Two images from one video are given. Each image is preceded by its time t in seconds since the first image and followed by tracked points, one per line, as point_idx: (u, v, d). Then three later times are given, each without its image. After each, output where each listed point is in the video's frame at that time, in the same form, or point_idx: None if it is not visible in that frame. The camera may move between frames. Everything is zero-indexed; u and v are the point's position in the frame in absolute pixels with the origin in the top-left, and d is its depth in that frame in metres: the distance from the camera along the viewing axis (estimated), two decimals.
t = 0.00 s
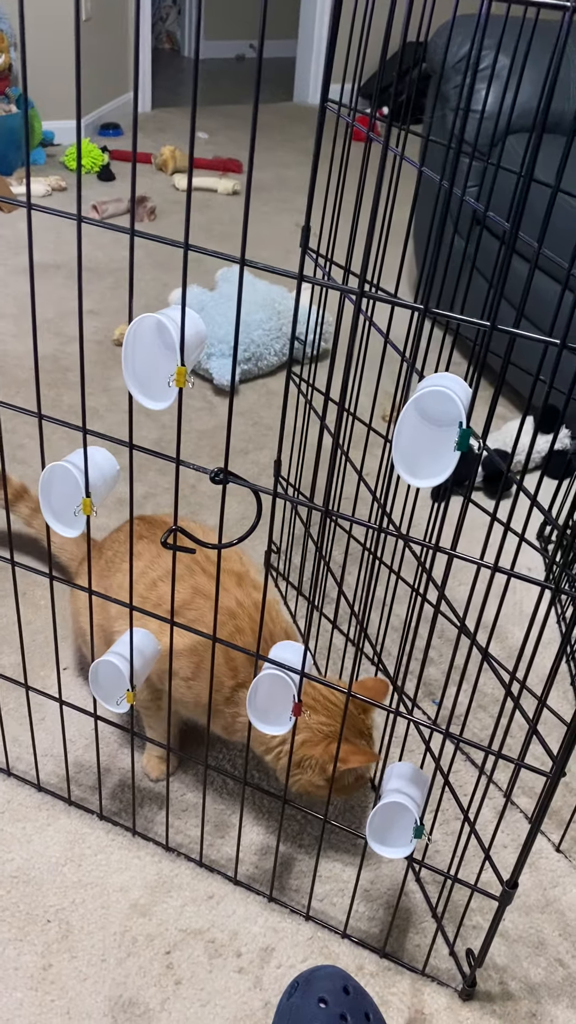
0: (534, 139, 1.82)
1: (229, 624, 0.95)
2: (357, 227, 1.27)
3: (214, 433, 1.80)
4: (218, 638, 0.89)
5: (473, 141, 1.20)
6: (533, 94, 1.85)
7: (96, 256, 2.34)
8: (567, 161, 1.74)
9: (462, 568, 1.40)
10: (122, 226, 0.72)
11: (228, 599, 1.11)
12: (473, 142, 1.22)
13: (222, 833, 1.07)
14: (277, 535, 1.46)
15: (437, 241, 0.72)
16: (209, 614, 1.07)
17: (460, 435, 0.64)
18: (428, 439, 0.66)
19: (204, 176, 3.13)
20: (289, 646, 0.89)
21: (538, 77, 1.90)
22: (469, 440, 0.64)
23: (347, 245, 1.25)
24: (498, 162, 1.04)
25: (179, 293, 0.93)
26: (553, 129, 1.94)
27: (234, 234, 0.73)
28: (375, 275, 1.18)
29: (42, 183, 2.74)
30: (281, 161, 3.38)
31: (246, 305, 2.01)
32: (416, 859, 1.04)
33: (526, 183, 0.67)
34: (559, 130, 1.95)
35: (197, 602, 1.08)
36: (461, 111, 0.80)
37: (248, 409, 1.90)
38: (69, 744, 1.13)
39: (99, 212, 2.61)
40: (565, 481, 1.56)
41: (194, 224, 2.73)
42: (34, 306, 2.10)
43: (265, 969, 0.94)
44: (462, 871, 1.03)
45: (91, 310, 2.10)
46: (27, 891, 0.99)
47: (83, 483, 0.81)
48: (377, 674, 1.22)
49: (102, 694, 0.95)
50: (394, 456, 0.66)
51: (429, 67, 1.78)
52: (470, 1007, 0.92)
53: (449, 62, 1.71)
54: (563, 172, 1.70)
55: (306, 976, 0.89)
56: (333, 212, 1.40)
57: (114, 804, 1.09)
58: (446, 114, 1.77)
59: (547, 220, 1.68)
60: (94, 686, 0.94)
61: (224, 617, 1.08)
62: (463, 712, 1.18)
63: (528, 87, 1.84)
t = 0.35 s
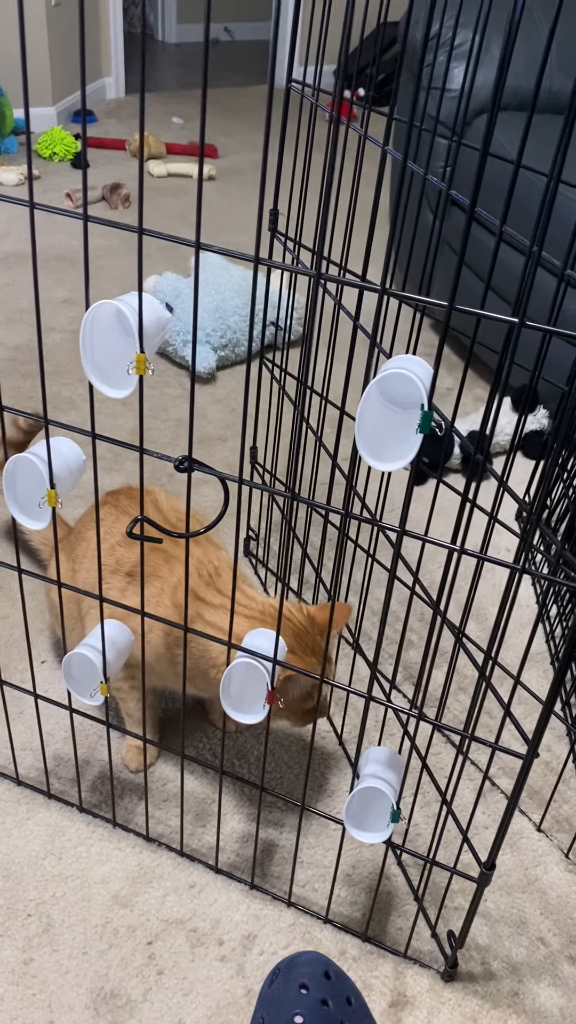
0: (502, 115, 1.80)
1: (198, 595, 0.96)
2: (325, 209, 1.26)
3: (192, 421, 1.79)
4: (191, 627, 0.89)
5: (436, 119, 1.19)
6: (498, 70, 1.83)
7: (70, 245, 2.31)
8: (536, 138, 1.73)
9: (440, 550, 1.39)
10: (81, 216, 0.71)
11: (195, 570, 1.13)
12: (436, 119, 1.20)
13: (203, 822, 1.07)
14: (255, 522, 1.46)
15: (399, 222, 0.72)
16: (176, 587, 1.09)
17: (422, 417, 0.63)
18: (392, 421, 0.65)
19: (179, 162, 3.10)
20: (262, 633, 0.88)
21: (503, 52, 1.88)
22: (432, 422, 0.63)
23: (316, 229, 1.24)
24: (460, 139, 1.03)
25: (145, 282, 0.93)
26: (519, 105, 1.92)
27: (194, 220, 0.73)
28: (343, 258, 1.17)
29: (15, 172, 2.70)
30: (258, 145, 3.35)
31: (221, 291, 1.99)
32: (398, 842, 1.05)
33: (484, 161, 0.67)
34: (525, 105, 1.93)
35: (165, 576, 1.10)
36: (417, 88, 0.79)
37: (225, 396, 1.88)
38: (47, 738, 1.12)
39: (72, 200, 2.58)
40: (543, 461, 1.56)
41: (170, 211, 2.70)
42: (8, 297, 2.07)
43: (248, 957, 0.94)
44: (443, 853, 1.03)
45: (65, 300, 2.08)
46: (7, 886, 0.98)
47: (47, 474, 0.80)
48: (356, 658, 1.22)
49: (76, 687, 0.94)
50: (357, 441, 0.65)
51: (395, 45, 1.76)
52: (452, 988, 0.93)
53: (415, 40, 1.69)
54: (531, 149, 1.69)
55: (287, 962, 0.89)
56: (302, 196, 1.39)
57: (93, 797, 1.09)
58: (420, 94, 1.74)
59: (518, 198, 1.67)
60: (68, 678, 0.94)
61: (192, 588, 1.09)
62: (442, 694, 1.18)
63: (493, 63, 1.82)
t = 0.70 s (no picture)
0: (482, 105, 1.80)
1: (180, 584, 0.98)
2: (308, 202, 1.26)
3: (179, 417, 1.79)
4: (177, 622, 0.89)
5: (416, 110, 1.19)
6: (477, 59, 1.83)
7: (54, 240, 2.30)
8: (517, 127, 1.73)
9: (429, 543, 1.40)
10: (60, 213, 0.71)
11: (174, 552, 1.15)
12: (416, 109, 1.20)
13: (194, 818, 1.07)
14: (243, 517, 1.46)
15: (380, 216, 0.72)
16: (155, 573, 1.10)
17: (404, 412, 0.63)
18: (375, 415, 0.65)
19: (163, 154, 3.08)
20: (249, 629, 0.88)
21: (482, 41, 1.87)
22: (414, 416, 0.63)
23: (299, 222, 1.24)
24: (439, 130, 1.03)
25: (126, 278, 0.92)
26: (499, 93, 1.91)
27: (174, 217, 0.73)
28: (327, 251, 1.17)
29: None
30: (242, 137, 3.34)
31: (207, 285, 1.99)
32: (388, 834, 1.05)
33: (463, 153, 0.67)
34: (504, 94, 1.92)
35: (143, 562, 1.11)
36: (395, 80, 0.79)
37: (212, 390, 1.88)
38: (37, 736, 1.12)
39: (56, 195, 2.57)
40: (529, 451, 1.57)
41: (154, 205, 2.69)
42: None
43: (240, 950, 0.94)
44: (434, 845, 1.04)
45: (50, 295, 2.07)
46: None
47: (31, 473, 0.80)
48: (345, 651, 1.22)
49: (64, 685, 0.94)
50: (340, 435, 0.65)
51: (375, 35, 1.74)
52: (444, 978, 0.93)
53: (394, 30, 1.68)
54: (513, 138, 1.69)
55: (279, 955, 0.90)
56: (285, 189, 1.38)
57: (84, 794, 1.08)
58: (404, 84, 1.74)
59: (501, 188, 1.67)
60: (56, 676, 0.93)
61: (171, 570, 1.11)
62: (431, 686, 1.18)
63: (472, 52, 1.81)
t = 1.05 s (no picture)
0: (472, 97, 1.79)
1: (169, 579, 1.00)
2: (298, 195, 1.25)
3: (172, 411, 1.78)
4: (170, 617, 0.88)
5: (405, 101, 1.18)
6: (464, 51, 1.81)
7: (45, 234, 2.29)
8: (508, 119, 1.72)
9: (423, 537, 1.40)
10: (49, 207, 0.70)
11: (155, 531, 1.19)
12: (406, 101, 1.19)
13: (189, 812, 1.07)
14: (237, 511, 1.45)
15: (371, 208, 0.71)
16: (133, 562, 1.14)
17: (396, 405, 0.63)
18: (367, 408, 0.65)
19: (154, 148, 3.07)
20: (243, 623, 0.88)
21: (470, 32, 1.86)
22: (406, 409, 0.63)
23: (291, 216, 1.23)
24: (430, 121, 1.02)
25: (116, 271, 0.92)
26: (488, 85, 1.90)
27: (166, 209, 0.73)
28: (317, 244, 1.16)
29: None
30: (233, 130, 3.33)
31: (199, 279, 1.98)
32: (384, 827, 1.05)
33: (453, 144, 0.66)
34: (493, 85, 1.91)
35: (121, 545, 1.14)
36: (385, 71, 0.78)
37: (205, 384, 1.87)
38: (31, 732, 1.12)
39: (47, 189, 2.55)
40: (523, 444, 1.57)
41: (146, 198, 2.68)
42: None
43: (236, 944, 0.94)
44: (429, 838, 1.04)
45: (41, 289, 2.06)
46: None
47: (22, 468, 0.79)
48: (340, 645, 1.22)
49: (57, 680, 0.93)
50: (332, 428, 0.65)
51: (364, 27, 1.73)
52: (440, 970, 0.94)
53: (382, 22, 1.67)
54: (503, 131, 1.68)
55: (275, 949, 0.90)
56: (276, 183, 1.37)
57: (79, 789, 1.08)
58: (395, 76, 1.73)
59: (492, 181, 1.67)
60: (50, 671, 0.93)
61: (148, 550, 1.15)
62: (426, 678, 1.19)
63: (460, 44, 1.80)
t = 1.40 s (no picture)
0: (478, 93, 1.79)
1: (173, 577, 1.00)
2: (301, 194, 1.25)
3: (173, 409, 1.78)
4: (176, 616, 0.88)
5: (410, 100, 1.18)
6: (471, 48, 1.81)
7: (46, 232, 2.29)
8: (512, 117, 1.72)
9: (426, 534, 1.40)
10: (55, 208, 0.70)
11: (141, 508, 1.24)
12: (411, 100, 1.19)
13: (194, 810, 1.08)
14: (239, 510, 1.46)
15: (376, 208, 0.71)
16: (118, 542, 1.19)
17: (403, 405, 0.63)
18: (372, 408, 0.65)
19: (154, 144, 3.06)
20: (248, 622, 0.88)
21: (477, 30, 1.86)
22: (413, 409, 0.63)
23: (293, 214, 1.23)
24: (435, 120, 1.02)
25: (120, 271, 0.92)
26: (495, 82, 1.90)
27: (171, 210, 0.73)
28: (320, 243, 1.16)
29: None
30: (232, 126, 3.32)
31: (200, 277, 1.98)
32: (388, 824, 1.06)
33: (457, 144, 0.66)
34: (501, 82, 1.91)
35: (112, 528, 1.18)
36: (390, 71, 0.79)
37: (207, 382, 1.88)
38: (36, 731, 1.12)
39: (47, 187, 2.55)
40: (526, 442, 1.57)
41: (146, 195, 2.68)
42: None
43: (242, 941, 0.95)
44: (434, 835, 1.04)
45: (43, 287, 2.06)
46: None
47: (28, 469, 0.79)
48: (343, 643, 1.23)
49: (63, 679, 0.94)
50: (338, 426, 0.65)
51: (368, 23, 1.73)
52: (445, 967, 0.94)
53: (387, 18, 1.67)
54: (507, 128, 1.68)
55: (281, 946, 0.90)
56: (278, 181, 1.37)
57: (84, 788, 1.09)
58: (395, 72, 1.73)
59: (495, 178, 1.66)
60: (55, 671, 0.93)
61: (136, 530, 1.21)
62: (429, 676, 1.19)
63: (466, 41, 1.80)
